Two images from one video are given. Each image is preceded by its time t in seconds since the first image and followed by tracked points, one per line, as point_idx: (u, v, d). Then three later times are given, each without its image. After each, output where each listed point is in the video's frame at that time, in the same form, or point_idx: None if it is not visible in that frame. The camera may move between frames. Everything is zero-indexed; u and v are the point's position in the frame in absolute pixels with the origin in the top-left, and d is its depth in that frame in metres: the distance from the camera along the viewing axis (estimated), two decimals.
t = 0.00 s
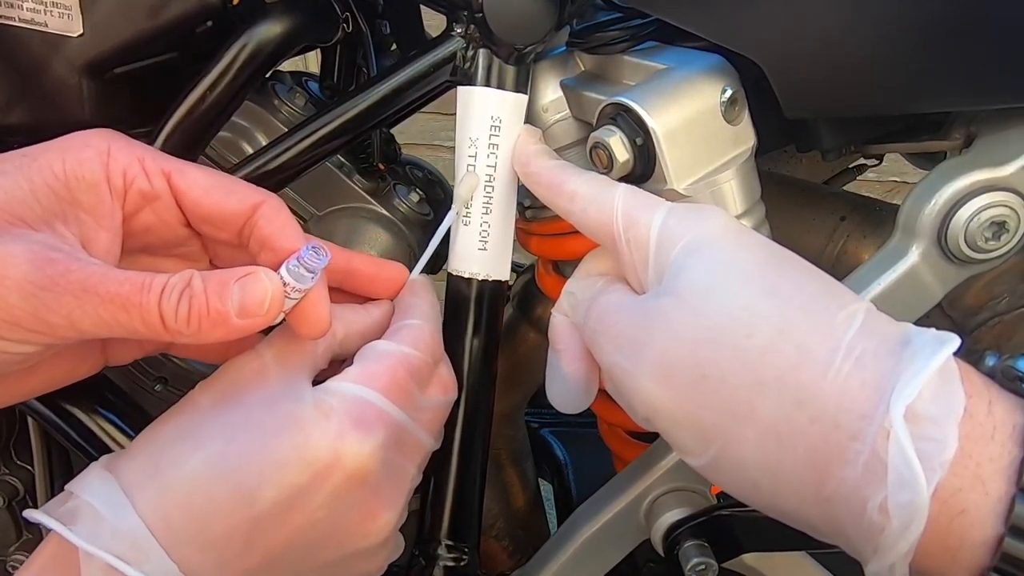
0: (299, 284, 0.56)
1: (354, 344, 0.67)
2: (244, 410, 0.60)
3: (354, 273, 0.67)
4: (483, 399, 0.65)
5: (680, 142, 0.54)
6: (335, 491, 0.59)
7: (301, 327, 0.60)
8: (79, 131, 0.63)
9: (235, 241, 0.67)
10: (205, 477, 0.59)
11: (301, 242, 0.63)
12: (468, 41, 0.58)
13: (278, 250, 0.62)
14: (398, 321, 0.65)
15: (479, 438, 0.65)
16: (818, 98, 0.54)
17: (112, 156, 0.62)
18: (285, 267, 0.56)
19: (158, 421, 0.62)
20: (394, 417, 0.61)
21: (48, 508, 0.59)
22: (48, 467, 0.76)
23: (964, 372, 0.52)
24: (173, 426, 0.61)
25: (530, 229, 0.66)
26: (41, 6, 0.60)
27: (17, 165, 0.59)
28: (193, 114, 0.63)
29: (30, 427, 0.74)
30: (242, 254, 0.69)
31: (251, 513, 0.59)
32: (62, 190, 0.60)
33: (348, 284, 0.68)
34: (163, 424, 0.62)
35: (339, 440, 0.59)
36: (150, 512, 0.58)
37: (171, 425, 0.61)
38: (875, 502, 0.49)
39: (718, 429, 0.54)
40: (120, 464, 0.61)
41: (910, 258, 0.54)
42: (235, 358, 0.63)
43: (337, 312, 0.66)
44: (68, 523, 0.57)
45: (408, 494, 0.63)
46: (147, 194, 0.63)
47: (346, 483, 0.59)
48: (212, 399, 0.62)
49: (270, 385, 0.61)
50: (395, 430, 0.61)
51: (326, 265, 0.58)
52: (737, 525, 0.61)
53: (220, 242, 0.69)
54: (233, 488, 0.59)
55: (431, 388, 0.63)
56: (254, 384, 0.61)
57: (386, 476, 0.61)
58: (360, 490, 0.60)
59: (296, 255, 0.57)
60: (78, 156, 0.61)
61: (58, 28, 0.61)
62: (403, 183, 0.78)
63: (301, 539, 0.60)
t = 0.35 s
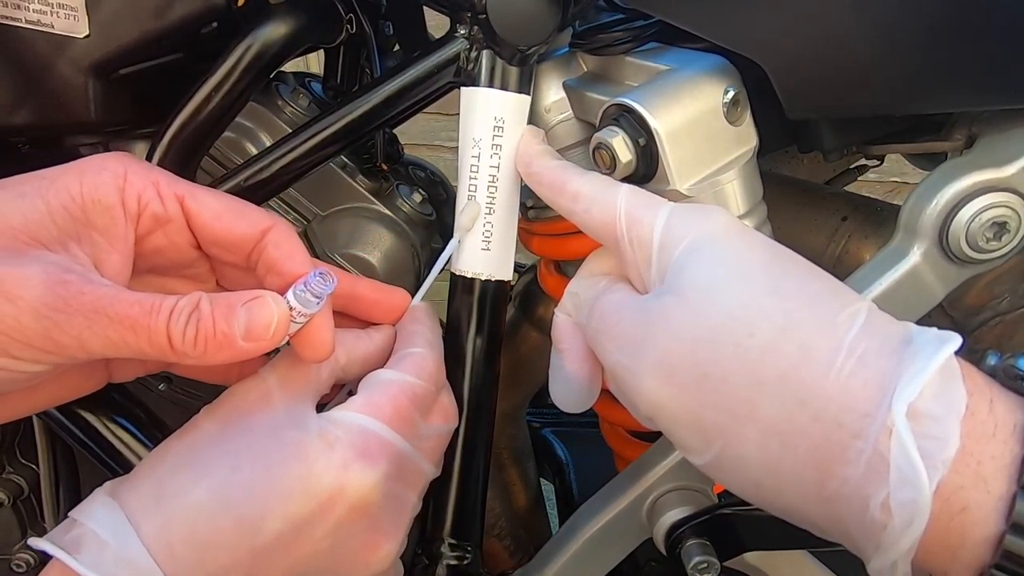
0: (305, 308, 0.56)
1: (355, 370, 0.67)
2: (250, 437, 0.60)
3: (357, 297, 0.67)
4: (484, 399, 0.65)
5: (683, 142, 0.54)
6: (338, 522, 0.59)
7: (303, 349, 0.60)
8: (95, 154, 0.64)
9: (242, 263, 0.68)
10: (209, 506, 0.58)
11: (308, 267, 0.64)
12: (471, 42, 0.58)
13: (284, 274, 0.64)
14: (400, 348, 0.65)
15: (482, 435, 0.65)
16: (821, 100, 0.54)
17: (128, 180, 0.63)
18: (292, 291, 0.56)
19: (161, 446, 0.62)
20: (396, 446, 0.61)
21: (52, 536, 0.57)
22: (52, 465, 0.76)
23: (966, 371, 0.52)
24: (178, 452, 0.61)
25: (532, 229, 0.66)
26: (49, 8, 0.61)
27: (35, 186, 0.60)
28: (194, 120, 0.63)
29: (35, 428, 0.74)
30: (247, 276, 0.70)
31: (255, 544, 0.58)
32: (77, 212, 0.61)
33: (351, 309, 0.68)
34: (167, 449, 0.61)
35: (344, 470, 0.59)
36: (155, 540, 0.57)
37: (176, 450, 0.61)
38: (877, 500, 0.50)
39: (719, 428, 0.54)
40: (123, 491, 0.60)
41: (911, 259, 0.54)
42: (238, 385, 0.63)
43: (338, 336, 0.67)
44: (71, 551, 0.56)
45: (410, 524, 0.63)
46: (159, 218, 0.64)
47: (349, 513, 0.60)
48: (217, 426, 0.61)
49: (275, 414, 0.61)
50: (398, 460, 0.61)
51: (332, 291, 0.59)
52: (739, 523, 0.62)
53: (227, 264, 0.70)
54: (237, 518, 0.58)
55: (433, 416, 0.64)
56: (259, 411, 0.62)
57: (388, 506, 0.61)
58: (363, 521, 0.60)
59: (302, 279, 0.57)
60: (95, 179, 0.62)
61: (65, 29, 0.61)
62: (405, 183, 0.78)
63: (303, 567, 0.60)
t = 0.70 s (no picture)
0: (293, 321, 0.56)
1: (349, 389, 0.67)
2: (234, 465, 0.61)
3: (353, 313, 0.69)
4: (488, 401, 0.65)
5: (685, 144, 0.54)
6: (324, 550, 0.59)
7: (293, 363, 0.60)
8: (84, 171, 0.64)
9: (232, 276, 0.69)
10: (192, 538, 0.58)
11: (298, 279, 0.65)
12: (474, 45, 0.59)
13: (274, 287, 0.64)
14: (393, 370, 0.66)
15: (485, 435, 0.65)
16: (824, 103, 0.54)
17: (118, 194, 0.63)
18: (278, 304, 0.56)
19: (149, 475, 0.62)
20: (386, 473, 0.61)
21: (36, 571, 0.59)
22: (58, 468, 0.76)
23: (968, 373, 0.52)
24: (163, 481, 0.61)
25: (535, 230, 0.66)
26: (56, 10, 0.61)
27: (26, 201, 0.60)
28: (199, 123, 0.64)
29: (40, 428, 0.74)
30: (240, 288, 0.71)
31: None
32: (68, 227, 0.61)
33: (345, 327, 0.69)
34: (154, 479, 0.61)
35: (328, 500, 0.59)
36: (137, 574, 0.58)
37: (162, 479, 0.61)
38: (879, 501, 0.50)
39: (723, 429, 0.54)
40: (108, 524, 0.60)
41: (913, 261, 0.55)
42: (224, 410, 0.64)
43: (330, 357, 0.67)
44: None
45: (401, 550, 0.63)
46: (150, 231, 0.65)
47: (335, 542, 0.59)
48: (203, 451, 0.62)
49: (261, 438, 0.62)
50: (390, 486, 0.61)
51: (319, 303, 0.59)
52: (741, 524, 0.62)
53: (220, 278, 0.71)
54: (220, 552, 0.58)
55: (426, 438, 0.64)
56: (245, 435, 0.62)
57: (376, 534, 0.61)
58: (348, 550, 0.60)
59: (290, 292, 0.58)
60: (85, 192, 0.62)
61: (71, 31, 0.61)
62: (409, 185, 0.79)
63: None
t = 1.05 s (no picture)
0: (289, 239, 0.56)
1: (363, 317, 0.68)
2: (251, 387, 0.62)
3: (360, 242, 0.68)
4: (490, 405, 0.66)
5: (686, 149, 0.55)
6: (342, 466, 0.60)
7: (300, 288, 0.61)
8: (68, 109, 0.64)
9: (228, 210, 0.69)
10: (213, 453, 0.60)
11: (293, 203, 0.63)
12: (479, 52, 0.59)
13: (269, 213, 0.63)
14: (406, 291, 0.66)
15: (487, 439, 0.66)
16: (824, 110, 0.55)
17: (99, 130, 0.62)
18: (274, 224, 0.56)
19: (166, 401, 0.63)
20: (404, 390, 0.61)
21: (60, 483, 0.59)
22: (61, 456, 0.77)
23: (964, 378, 0.53)
24: (181, 404, 0.62)
25: (538, 234, 0.67)
26: (65, 17, 0.61)
27: (7, 143, 0.60)
28: (209, 122, 0.65)
29: (47, 425, 0.77)
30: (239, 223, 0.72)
31: (259, 489, 0.59)
32: (52, 164, 0.61)
33: (356, 256, 0.69)
34: (173, 399, 0.62)
35: (345, 413, 0.60)
36: (159, 489, 0.59)
37: (178, 403, 0.62)
38: (877, 503, 0.50)
39: (724, 430, 0.55)
40: (129, 441, 0.61)
41: (911, 266, 0.55)
42: (240, 339, 0.65)
43: (342, 288, 0.67)
44: (80, 498, 0.58)
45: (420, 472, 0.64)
46: (136, 167, 0.65)
47: (353, 458, 0.60)
48: (220, 375, 0.63)
49: (277, 361, 0.63)
50: (407, 403, 0.62)
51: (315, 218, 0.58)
52: (741, 526, 0.62)
53: (218, 214, 0.71)
54: (239, 465, 0.59)
55: (444, 359, 0.64)
56: (260, 362, 0.63)
57: (395, 452, 0.62)
58: (367, 466, 0.61)
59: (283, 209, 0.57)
60: (66, 130, 0.61)
61: (80, 37, 0.62)
62: (411, 188, 0.80)
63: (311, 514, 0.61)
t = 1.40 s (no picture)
0: (303, 245, 0.56)
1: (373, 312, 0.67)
2: (264, 373, 0.61)
3: (369, 239, 0.67)
4: (489, 404, 0.66)
5: (688, 146, 0.55)
6: (353, 451, 0.60)
7: (312, 292, 0.60)
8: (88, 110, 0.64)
9: (242, 214, 0.68)
10: (225, 437, 0.59)
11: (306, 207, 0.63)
12: (479, 47, 0.59)
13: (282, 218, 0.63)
14: (411, 283, 0.65)
15: (487, 439, 0.66)
16: (825, 107, 0.55)
17: (114, 133, 0.63)
18: (288, 229, 0.56)
19: (179, 387, 0.63)
20: (411, 379, 0.61)
21: (76, 465, 0.60)
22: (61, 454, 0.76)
23: (967, 374, 0.53)
24: (195, 388, 0.62)
25: (538, 231, 0.66)
26: (63, 11, 0.61)
27: (23, 145, 0.60)
28: (207, 119, 0.65)
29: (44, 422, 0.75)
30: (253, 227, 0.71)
31: (269, 473, 0.59)
32: (67, 168, 0.61)
33: (365, 254, 0.68)
34: (186, 385, 0.62)
35: (354, 399, 0.60)
36: (172, 472, 0.59)
37: (192, 388, 0.62)
38: (881, 499, 0.50)
39: (726, 426, 0.55)
40: (143, 424, 0.61)
41: (914, 263, 0.55)
42: (253, 328, 0.64)
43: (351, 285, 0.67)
44: (96, 478, 0.59)
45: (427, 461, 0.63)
46: (151, 170, 0.64)
47: (362, 443, 0.60)
48: (232, 364, 0.62)
49: (288, 351, 0.62)
50: (414, 392, 0.61)
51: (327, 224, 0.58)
52: (743, 525, 0.62)
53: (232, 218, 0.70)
54: (250, 448, 0.59)
55: (451, 352, 0.64)
56: (272, 350, 0.63)
57: (403, 440, 0.61)
58: (376, 452, 0.60)
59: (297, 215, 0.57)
60: (80, 132, 0.62)
61: (78, 32, 0.62)
62: (412, 185, 0.79)
63: (320, 499, 0.60)
